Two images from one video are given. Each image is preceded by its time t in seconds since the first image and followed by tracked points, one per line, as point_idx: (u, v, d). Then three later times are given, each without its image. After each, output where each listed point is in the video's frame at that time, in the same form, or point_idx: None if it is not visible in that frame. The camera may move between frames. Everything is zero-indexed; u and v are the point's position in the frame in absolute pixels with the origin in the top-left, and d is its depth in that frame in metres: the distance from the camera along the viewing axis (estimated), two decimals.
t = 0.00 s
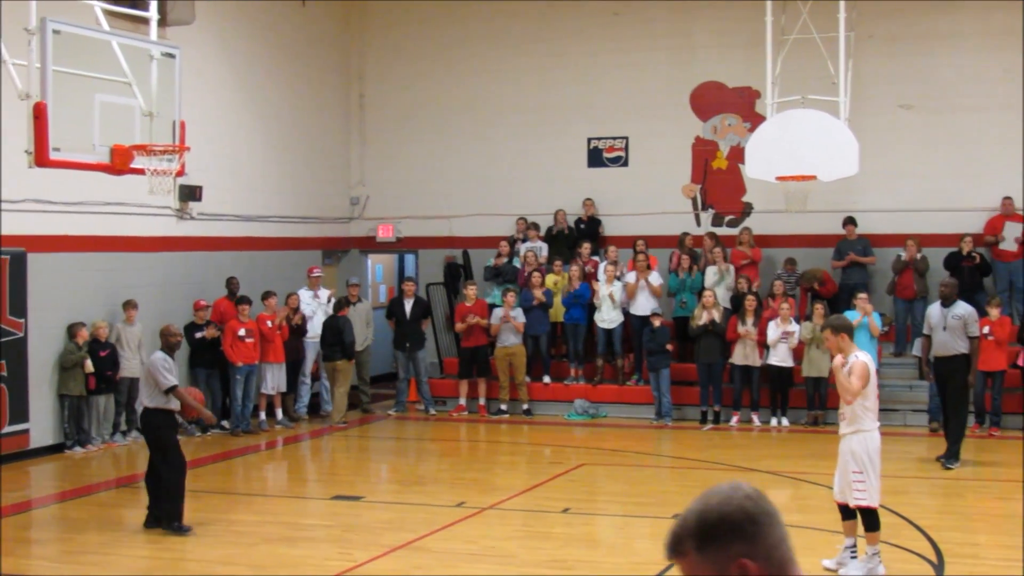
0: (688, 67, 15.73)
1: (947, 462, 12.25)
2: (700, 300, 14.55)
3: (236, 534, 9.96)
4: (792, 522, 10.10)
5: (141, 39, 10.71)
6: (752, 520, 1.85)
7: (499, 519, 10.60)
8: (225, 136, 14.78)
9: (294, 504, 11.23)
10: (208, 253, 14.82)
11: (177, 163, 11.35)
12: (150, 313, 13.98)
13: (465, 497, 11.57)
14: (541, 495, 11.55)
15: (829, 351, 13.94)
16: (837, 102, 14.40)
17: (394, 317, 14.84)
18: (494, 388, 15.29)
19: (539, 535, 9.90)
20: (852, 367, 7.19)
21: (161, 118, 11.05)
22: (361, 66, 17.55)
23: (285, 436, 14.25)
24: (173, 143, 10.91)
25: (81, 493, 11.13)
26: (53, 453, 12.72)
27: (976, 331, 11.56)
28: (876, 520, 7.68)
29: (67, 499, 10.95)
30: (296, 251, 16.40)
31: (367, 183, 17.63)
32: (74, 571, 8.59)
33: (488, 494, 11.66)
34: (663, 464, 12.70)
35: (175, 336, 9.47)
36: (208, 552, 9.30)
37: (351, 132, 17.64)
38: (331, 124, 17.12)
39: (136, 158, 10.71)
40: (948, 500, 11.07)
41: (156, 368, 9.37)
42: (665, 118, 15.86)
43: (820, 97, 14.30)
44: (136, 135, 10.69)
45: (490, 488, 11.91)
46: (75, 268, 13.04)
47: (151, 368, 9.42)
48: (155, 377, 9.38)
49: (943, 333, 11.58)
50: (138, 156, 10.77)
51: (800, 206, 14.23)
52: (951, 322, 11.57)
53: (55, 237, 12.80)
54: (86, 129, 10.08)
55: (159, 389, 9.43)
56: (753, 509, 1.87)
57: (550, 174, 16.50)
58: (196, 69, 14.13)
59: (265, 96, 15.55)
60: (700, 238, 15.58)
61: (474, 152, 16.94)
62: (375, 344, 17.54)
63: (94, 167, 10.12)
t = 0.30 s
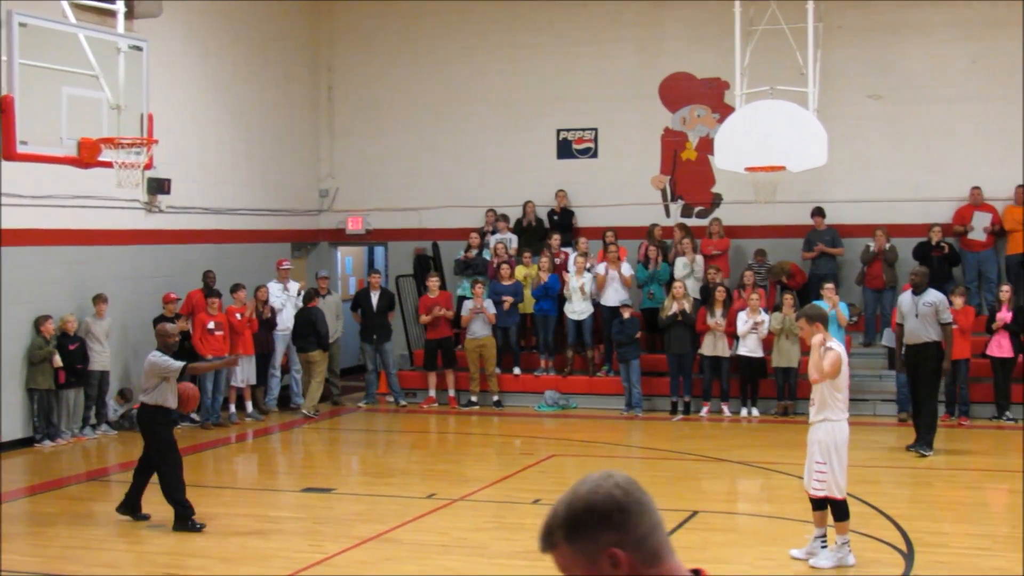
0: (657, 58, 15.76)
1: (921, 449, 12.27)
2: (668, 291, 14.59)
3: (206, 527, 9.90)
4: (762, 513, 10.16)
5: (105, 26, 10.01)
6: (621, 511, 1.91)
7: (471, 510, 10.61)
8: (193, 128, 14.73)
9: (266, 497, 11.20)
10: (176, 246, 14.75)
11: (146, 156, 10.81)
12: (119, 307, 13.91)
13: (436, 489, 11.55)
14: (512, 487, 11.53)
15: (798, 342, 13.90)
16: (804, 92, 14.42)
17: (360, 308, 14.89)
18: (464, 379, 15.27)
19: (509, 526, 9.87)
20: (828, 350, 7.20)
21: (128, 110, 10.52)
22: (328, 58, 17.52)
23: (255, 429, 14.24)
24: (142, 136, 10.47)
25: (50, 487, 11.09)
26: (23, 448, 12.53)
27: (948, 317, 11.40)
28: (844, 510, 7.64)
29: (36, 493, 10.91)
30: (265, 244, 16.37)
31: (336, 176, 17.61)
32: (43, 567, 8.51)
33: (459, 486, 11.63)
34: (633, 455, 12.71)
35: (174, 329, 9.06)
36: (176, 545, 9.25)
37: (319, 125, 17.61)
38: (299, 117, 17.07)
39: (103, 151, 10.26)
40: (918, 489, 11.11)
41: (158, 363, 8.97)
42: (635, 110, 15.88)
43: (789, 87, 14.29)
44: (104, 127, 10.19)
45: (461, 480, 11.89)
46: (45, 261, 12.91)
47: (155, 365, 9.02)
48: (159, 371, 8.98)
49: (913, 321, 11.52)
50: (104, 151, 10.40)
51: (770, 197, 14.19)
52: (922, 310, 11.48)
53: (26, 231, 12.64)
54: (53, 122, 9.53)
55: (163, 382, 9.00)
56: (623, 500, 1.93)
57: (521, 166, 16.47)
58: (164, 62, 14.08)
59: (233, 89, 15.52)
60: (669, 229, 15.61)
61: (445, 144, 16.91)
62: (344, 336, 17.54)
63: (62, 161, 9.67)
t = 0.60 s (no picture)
0: (632, 49, 15.81)
1: (911, 442, 12.15)
2: (644, 282, 14.62)
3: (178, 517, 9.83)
4: (740, 505, 10.11)
5: (80, 23, 10.57)
6: (510, 509, 2.10)
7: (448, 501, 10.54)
8: (167, 120, 14.68)
9: (244, 490, 11.11)
10: (152, 239, 14.69)
11: (120, 147, 11.38)
12: (94, 300, 13.83)
13: (413, 480, 11.52)
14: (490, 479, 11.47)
15: (773, 332, 13.94)
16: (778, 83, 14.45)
17: (339, 301, 14.95)
18: (439, 371, 15.30)
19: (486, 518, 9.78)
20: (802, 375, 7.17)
21: (103, 102, 10.96)
22: (303, 49, 17.51)
23: (230, 422, 14.21)
24: (116, 128, 11.04)
25: (26, 481, 10.99)
26: None
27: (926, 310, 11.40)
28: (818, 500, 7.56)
29: (12, 487, 10.80)
30: (241, 236, 16.38)
31: (312, 167, 17.62)
32: (16, 561, 8.41)
33: (437, 478, 11.56)
34: (610, 446, 12.70)
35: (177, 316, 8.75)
36: (149, 538, 9.16)
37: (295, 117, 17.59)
38: (274, 109, 17.04)
39: (77, 143, 10.69)
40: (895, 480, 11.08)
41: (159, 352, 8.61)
42: (610, 102, 15.92)
43: (763, 78, 14.29)
44: (78, 119, 10.62)
45: (439, 472, 11.81)
46: (19, 254, 12.75)
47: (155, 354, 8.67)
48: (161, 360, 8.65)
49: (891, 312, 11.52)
50: (79, 141, 10.74)
51: (745, 188, 14.27)
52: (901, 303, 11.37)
53: None
54: (27, 117, 9.61)
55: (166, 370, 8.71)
56: (513, 498, 2.11)
57: (498, 158, 16.49)
58: (137, 55, 14.03)
59: (209, 81, 15.51)
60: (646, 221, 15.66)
61: (421, 136, 16.91)
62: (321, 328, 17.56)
63: (37, 152, 9.84)
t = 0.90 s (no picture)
0: (608, 46, 15.94)
1: (890, 439, 11.92)
2: (622, 279, 14.64)
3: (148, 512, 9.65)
4: (722, 502, 9.90)
5: (58, 18, 10.37)
6: (411, 490, 1.98)
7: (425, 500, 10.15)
8: (144, 116, 14.66)
9: (222, 488, 10.79)
10: (130, 235, 14.61)
11: (97, 143, 11.18)
12: (70, 296, 13.66)
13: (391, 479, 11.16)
14: (467, 475, 11.22)
15: (750, 330, 13.96)
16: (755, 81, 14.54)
17: (323, 297, 15.00)
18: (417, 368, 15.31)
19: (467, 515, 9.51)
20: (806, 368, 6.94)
21: (79, 97, 10.85)
22: (280, 46, 17.55)
23: (207, 419, 14.12)
24: (92, 123, 10.88)
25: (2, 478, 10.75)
26: None
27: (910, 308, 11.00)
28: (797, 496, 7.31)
29: None
30: (219, 232, 16.37)
31: (288, 164, 17.63)
32: None
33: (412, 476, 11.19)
34: (591, 443, 12.56)
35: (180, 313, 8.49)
36: (121, 531, 8.93)
37: (272, 113, 17.61)
38: (251, 105, 17.06)
39: (54, 139, 10.44)
40: (877, 474, 10.91)
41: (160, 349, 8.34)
42: (588, 99, 16.05)
43: (741, 74, 14.31)
44: (55, 114, 10.44)
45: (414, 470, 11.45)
46: None
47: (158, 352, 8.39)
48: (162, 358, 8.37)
49: (874, 309, 11.13)
50: (56, 137, 10.59)
51: (723, 185, 14.35)
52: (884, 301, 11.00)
53: None
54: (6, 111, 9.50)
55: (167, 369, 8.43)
56: (417, 479, 2.00)
57: (476, 154, 16.58)
58: (114, 50, 14.00)
59: (186, 76, 15.50)
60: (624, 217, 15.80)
61: (400, 133, 16.96)
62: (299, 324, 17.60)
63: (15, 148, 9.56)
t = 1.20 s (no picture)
0: (591, 45, 16.07)
1: (867, 438, 11.73)
2: (604, 279, 14.66)
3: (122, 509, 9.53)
4: (704, 501, 9.73)
5: (38, 16, 10.41)
6: (300, 482, 2.18)
7: (406, 496, 10.01)
8: (125, 113, 14.68)
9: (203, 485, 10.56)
10: (112, 233, 14.58)
11: (79, 142, 11.24)
12: (51, 293, 13.54)
13: (371, 478, 10.85)
14: (450, 473, 10.98)
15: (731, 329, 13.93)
16: (738, 80, 14.65)
17: (315, 296, 15.01)
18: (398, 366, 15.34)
19: (449, 514, 9.29)
20: (790, 362, 6.88)
21: (61, 96, 10.78)
22: (262, 44, 17.61)
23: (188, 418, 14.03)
24: (74, 122, 10.87)
25: None
26: None
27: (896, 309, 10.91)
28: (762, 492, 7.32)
29: None
30: (200, 230, 16.38)
31: (271, 162, 17.67)
32: None
33: (391, 474, 10.95)
34: (575, 441, 12.44)
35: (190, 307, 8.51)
36: (93, 529, 8.77)
37: (253, 112, 17.66)
38: (232, 103, 17.10)
39: (35, 137, 10.41)
40: (864, 471, 10.65)
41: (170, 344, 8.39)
42: (570, 98, 16.18)
43: (723, 74, 14.33)
44: (35, 113, 10.36)
45: (395, 468, 11.24)
46: None
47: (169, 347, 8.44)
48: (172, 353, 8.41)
49: (862, 309, 10.88)
50: (38, 136, 10.48)
51: (704, 184, 14.42)
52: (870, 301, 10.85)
53: None
54: None
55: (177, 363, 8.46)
56: (310, 474, 2.20)
57: (458, 153, 16.68)
58: (96, 47, 14.00)
59: (168, 73, 15.55)
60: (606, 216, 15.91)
61: (383, 131, 17.05)
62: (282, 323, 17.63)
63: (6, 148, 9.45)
